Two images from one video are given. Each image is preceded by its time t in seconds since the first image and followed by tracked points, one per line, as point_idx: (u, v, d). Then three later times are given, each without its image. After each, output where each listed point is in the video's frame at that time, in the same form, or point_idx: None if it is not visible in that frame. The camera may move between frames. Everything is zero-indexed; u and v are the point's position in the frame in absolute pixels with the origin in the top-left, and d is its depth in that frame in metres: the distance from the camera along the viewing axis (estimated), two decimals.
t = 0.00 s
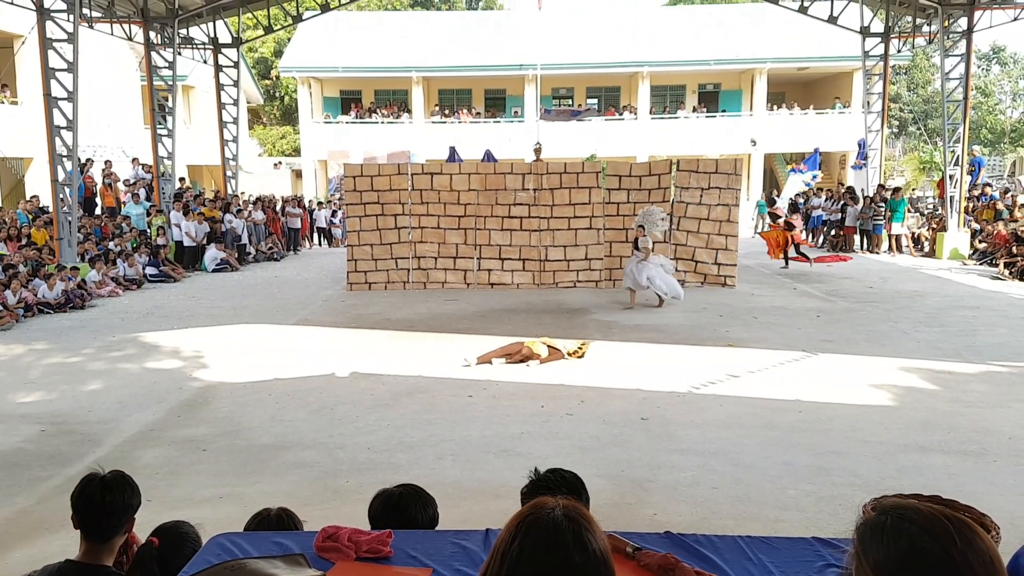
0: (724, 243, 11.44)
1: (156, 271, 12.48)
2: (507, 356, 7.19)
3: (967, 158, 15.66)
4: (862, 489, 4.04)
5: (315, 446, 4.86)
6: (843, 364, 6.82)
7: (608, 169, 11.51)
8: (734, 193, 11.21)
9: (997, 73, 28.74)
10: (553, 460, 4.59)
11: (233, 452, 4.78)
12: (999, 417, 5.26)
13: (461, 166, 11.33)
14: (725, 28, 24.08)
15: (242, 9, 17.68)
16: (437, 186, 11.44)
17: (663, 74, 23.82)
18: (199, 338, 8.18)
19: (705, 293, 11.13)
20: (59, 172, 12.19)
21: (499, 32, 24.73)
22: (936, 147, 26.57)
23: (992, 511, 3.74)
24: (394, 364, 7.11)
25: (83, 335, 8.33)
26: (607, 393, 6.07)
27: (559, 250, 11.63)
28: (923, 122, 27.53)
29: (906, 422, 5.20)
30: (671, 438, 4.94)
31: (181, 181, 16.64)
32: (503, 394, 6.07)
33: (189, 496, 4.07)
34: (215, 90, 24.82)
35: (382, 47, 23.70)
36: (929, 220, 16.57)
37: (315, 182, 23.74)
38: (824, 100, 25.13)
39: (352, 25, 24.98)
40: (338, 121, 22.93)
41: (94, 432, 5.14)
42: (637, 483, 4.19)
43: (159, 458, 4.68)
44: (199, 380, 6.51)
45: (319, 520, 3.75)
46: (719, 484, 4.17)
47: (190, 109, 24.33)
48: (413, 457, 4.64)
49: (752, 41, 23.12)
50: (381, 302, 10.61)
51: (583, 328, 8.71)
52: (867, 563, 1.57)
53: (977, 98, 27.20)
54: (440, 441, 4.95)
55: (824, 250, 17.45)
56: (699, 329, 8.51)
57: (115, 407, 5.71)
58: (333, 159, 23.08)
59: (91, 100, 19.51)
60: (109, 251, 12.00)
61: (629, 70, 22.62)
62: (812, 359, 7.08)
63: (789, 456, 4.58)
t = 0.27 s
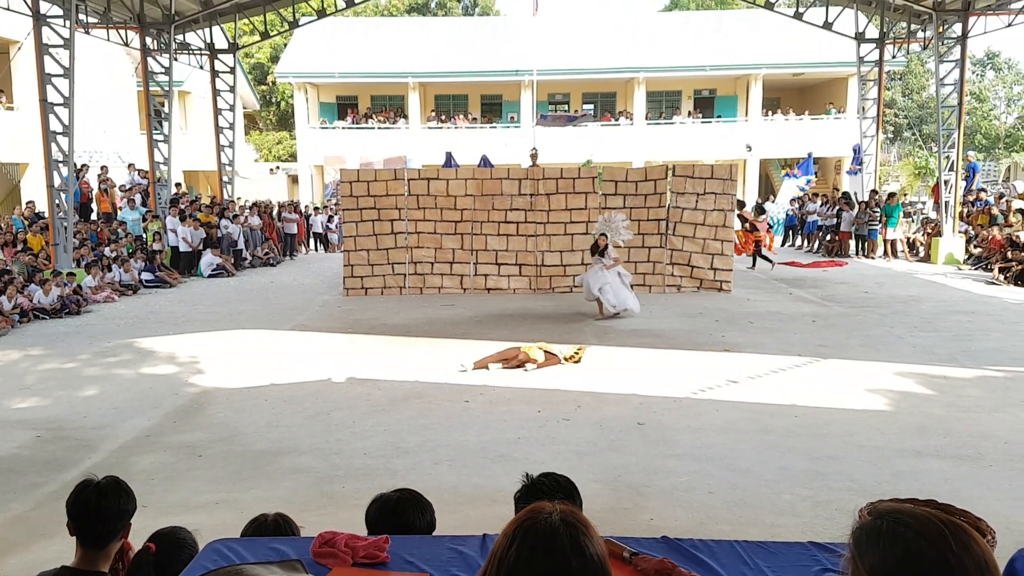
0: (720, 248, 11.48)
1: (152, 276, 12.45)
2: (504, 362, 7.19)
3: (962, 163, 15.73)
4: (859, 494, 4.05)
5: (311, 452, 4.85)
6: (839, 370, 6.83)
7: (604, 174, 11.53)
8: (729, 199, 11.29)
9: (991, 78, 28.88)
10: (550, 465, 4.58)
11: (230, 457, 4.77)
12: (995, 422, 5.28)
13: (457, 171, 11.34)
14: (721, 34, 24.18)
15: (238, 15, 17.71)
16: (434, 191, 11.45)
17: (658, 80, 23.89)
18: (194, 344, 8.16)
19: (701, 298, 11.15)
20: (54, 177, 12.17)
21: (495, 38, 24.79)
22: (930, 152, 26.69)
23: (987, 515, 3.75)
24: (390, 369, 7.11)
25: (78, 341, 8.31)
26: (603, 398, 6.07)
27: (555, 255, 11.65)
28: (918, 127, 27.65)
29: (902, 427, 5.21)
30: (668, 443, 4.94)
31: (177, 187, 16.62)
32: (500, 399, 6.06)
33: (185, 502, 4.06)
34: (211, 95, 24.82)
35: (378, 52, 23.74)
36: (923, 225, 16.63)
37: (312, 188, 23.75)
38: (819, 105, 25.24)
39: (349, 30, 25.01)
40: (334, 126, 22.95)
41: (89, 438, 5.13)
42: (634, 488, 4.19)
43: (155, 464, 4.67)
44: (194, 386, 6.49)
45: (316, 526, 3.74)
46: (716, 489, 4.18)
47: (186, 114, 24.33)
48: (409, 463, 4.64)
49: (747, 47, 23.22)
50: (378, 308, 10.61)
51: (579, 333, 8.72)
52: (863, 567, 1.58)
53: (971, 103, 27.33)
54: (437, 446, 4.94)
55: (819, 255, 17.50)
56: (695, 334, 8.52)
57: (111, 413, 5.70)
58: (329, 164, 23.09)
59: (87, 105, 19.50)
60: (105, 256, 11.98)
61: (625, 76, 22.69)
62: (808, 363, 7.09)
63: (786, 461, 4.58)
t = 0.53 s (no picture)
0: (714, 250, 11.52)
1: (146, 278, 12.41)
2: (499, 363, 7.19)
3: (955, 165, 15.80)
4: (853, 496, 4.06)
5: (306, 454, 4.85)
6: (833, 371, 6.86)
7: (598, 176, 11.55)
8: (723, 200, 11.37)
9: (983, 80, 29.03)
10: (545, 466, 4.59)
11: (224, 460, 4.76)
12: (988, 424, 5.30)
13: (451, 173, 11.35)
14: (715, 36, 24.25)
15: (232, 16, 17.68)
16: (428, 194, 11.45)
17: (652, 82, 23.94)
18: (188, 346, 8.14)
19: (695, 299, 11.18)
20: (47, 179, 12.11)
21: (490, 39, 24.81)
22: (923, 154, 26.81)
23: (980, 517, 3.77)
24: (385, 371, 7.10)
25: (72, 343, 8.28)
26: (598, 400, 6.08)
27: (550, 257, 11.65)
28: (911, 129, 27.78)
29: (896, 428, 5.24)
30: (663, 445, 4.96)
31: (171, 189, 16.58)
32: (495, 401, 6.07)
33: (179, 505, 4.05)
34: (205, 97, 24.77)
35: (373, 54, 23.72)
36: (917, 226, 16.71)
37: (306, 189, 23.71)
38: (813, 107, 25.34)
39: (343, 31, 24.99)
40: (329, 128, 22.93)
41: (83, 441, 5.11)
42: (629, 490, 4.20)
43: (149, 466, 4.65)
44: (189, 388, 6.47)
45: (311, 528, 3.73)
46: (711, 490, 4.19)
47: (180, 116, 24.27)
48: (405, 465, 4.63)
49: (741, 49, 23.30)
50: (372, 310, 10.60)
51: (574, 334, 8.73)
52: (858, 568, 1.59)
53: (963, 105, 27.48)
54: (432, 448, 4.94)
55: (813, 256, 17.56)
56: (689, 336, 8.54)
57: (105, 416, 5.68)
58: (323, 166, 23.07)
59: (80, 106, 19.45)
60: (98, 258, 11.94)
61: (619, 78, 22.73)
62: (802, 365, 7.12)
63: (780, 462, 4.60)
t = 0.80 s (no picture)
0: (710, 250, 11.54)
1: (141, 279, 12.38)
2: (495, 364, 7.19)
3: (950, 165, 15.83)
4: (848, 495, 4.08)
5: (302, 455, 4.84)
6: (828, 371, 6.88)
7: (594, 177, 11.57)
8: (719, 201, 11.38)
9: (977, 81, 29.16)
10: (542, 467, 4.59)
11: (220, 461, 4.75)
12: (983, 423, 5.33)
13: (448, 174, 11.35)
14: (710, 37, 24.29)
15: (228, 17, 17.67)
16: (424, 194, 11.45)
17: (648, 82, 23.96)
18: (184, 347, 8.12)
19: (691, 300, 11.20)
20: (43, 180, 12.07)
21: (486, 40, 24.81)
22: (918, 154, 26.91)
23: (976, 516, 3.79)
24: (382, 372, 7.10)
25: (67, 344, 8.25)
26: (595, 400, 6.09)
27: (546, 258, 11.66)
28: (905, 130, 27.88)
29: (892, 427, 5.26)
30: (659, 445, 4.97)
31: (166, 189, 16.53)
32: (491, 401, 6.07)
33: (175, 506, 4.04)
34: (200, 97, 24.73)
35: (368, 55, 23.71)
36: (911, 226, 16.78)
37: (301, 190, 23.67)
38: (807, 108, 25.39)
39: (339, 32, 24.96)
40: (324, 129, 22.92)
41: (78, 442, 5.10)
42: (626, 490, 4.21)
43: (145, 467, 4.64)
44: (184, 389, 6.46)
45: (307, 529, 3.73)
46: (707, 490, 4.20)
47: (175, 117, 24.22)
48: (401, 466, 4.63)
49: (736, 50, 23.34)
50: (368, 310, 10.59)
51: (570, 335, 8.74)
52: (854, 566, 1.59)
53: (958, 106, 27.58)
54: (429, 449, 4.94)
55: (808, 257, 17.61)
56: (685, 336, 8.56)
57: (100, 417, 5.66)
58: (319, 166, 23.05)
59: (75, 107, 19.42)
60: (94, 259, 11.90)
61: (615, 78, 22.74)
62: (798, 365, 7.14)
63: (776, 462, 4.61)
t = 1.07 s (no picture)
0: (705, 250, 11.56)
1: (136, 280, 12.35)
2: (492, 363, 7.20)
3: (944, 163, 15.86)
4: (844, 493, 4.10)
5: (298, 456, 4.84)
6: (823, 369, 6.90)
7: (589, 177, 11.58)
8: (714, 200, 11.39)
9: (972, 79, 29.28)
10: (538, 466, 4.60)
11: (217, 461, 4.75)
12: (978, 421, 5.35)
13: (443, 174, 11.35)
14: (705, 36, 24.30)
15: (222, 17, 17.64)
16: (419, 194, 11.44)
17: (643, 82, 23.99)
18: (179, 348, 8.11)
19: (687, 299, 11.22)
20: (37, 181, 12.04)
21: (480, 40, 24.80)
22: (912, 153, 27.01)
23: (970, 513, 3.81)
24: (378, 372, 7.10)
25: (62, 345, 8.23)
26: (591, 400, 6.10)
27: (542, 258, 11.68)
28: (900, 129, 27.97)
29: (887, 426, 5.28)
30: (655, 444, 4.98)
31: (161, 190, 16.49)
32: (488, 401, 6.07)
33: (172, 507, 4.03)
34: (195, 98, 24.69)
35: (363, 55, 23.68)
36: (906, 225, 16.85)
37: (296, 190, 23.63)
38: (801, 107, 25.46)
39: (333, 32, 24.92)
40: (319, 129, 22.90)
41: (74, 443, 5.09)
42: (622, 489, 4.22)
43: (141, 468, 4.64)
44: (180, 390, 6.45)
45: (304, 529, 3.73)
46: (703, 488, 4.21)
47: (169, 117, 24.19)
48: (398, 466, 4.64)
49: (731, 49, 23.37)
50: (363, 311, 10.58)
51: (566, 335, 8.74)
52: (852, 564, 1.60)
53: (952, 104, 27.66)
54: (425, 448, 4.94)
55: (803, 255, 17.68)
56: (681, 335, 8.57)
57: (95, 418, 5.65)
58: (314, 166, 23.03)
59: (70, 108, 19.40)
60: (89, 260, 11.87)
61: (610, 78, 22.76)
62: (794, 364, 7.16)
63: (772, 461, 4.63)
